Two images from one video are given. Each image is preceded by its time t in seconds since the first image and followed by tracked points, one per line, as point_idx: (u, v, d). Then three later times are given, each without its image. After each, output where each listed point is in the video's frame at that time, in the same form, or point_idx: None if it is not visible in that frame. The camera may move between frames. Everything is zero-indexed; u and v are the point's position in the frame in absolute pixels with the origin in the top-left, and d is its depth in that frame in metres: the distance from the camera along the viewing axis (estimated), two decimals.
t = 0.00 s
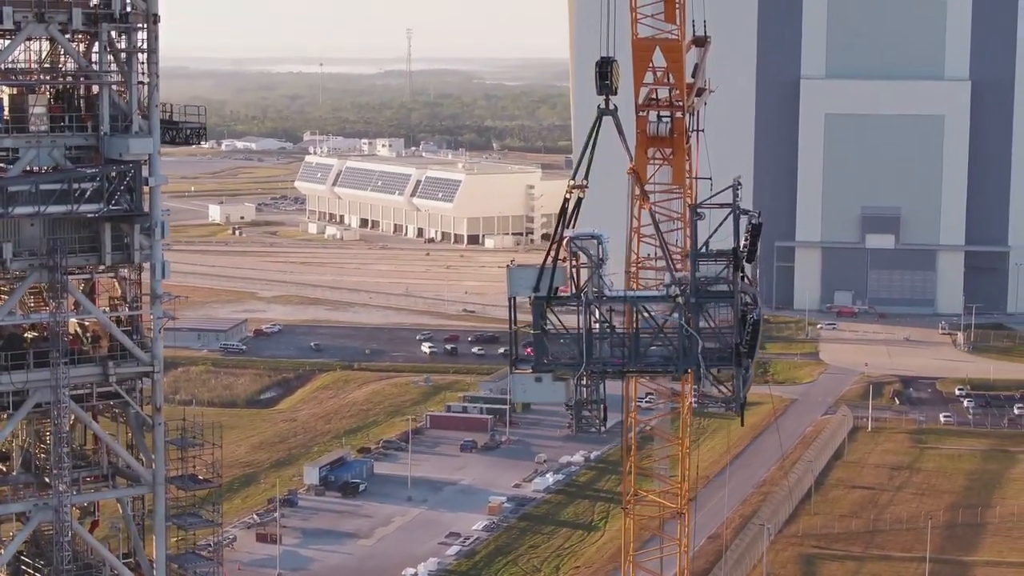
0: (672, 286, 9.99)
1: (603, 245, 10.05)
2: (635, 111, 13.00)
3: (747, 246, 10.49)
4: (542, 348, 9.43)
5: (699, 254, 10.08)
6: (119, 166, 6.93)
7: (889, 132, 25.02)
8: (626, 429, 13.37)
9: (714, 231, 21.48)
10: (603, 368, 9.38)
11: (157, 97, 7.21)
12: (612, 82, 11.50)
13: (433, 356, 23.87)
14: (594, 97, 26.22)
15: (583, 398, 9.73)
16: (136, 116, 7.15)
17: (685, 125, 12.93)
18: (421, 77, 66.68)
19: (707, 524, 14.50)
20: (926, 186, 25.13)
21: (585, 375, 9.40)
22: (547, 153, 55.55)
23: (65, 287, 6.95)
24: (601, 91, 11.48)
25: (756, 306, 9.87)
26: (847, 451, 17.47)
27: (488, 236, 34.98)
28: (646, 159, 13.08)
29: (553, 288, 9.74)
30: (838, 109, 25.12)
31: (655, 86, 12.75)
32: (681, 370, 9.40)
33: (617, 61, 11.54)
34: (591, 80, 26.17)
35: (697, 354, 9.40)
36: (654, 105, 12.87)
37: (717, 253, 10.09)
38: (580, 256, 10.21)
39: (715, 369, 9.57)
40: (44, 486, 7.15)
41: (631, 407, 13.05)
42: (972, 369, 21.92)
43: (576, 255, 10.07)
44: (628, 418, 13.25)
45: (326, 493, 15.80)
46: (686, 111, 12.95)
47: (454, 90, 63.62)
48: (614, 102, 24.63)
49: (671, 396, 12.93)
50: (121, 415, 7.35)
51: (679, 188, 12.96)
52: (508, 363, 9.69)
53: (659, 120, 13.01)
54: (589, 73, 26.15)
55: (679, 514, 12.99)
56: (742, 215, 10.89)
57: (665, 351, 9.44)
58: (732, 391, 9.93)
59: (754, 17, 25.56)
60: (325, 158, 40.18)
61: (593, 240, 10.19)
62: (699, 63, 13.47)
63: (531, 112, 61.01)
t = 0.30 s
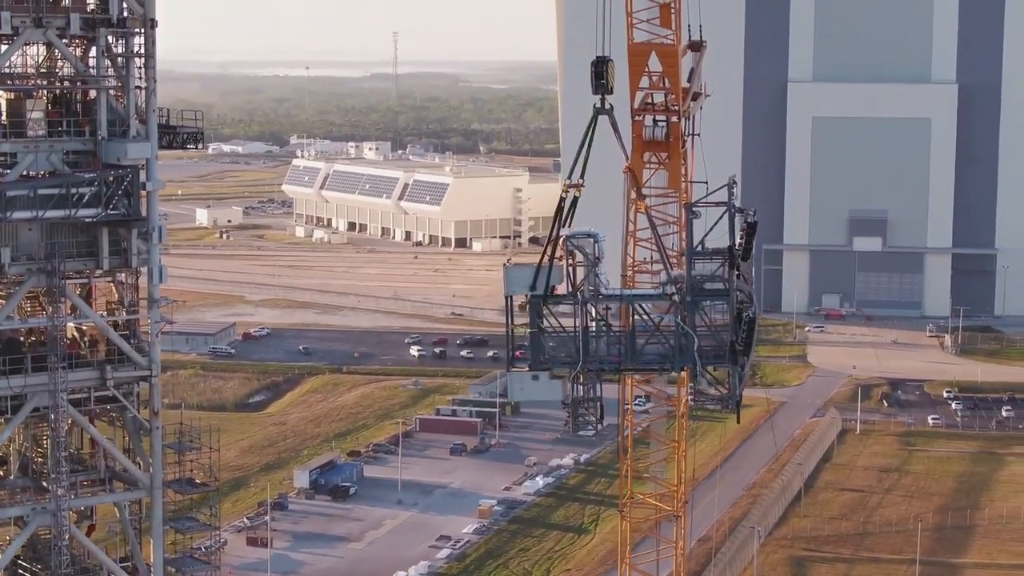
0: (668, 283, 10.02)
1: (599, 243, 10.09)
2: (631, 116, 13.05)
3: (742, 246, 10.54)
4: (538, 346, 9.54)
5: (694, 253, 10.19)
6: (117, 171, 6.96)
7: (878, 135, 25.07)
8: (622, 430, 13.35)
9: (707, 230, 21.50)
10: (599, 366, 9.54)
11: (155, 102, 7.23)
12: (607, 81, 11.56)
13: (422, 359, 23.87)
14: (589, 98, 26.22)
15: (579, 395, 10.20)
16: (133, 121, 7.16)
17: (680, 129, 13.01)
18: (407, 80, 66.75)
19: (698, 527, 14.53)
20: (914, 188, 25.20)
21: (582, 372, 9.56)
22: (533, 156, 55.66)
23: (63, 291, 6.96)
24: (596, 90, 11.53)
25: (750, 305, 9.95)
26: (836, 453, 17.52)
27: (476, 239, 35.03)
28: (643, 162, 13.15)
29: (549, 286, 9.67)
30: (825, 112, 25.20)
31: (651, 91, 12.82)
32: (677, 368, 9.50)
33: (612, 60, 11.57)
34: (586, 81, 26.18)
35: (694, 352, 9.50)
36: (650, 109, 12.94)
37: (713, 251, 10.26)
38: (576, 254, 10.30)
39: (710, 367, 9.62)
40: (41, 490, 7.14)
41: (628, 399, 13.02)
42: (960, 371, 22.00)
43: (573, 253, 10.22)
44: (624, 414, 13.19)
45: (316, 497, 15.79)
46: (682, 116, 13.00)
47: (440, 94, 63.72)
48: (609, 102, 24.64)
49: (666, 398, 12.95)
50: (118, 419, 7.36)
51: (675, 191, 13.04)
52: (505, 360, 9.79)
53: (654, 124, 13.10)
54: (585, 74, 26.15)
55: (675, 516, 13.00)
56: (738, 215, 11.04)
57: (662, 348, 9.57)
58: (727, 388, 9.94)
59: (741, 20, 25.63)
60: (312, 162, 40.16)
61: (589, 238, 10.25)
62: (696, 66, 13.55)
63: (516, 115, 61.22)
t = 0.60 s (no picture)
0: (664, 282, 10.20)
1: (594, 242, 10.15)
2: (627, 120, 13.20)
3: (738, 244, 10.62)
4: (536, 345, 9.71)
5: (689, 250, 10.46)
6: (115, 175, 6.96)
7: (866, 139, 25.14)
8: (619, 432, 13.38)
9: (700, 231, 21.52)
10: (595, 364, 9.66)
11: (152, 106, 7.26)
12: (604, 81, 11.58)
13: (411, 362, 23.87)
14: (585, 100, 26.18)
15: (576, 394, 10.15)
16: (131, 125, 7.19)
17: (676, 134, 13.14)
18: (395, 83, 66.79)
19: (689, 528, 14.56)
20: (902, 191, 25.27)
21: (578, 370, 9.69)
22: (520, 160, 55.73)
23: (61, 296, 6.95)
24: (592, 89, 11.57)
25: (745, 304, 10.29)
26: (826, 456, 17.57)
27: (465, 242, 35.05)
28: (638, 167, 13.22)
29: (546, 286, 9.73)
30: (814, 115, 25.26)
31: (647, 95, 12.95)
32: (673, 366, 9.71)
33: (608, 60, 11.61)
34: (581, 83, 26.16)
35: (690, 350, 9.72)
36: (646, 114, 13.06)
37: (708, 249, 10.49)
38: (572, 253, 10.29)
39: (706, 364, 9.96)
40: (39, 494, 7.17)
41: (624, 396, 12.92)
42: (949, 373, 22.07)
43: (569, 252, 10.20)
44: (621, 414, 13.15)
45: (307, 500, 15.79)
46: (677, 120, 13.18)
47: (428, 98, 63.74)
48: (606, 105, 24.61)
49: (663, 401, 12.98)
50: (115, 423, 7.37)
51: (672, 196, 13.02)
52: (502, 358, 9.98)
53: (650, 129, 13.23)
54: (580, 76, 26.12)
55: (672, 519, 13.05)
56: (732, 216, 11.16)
57: (658, 347, 9.72)
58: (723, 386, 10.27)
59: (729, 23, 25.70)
60: (301, 165, 40.12)
61: (586, 237, 10.24)
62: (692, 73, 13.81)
63: (504, 119, 61.29)
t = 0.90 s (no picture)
0: (663, 283, 10.20)
1: (594, 242, 10.22)
2: (626, 126, 13.22)
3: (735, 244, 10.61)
4: (535, 346, 9.76)
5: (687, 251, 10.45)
6: (116, 182, 6.99)
7: (859, 142, 25.18)
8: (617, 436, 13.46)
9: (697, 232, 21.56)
10: (594, 363, 9.68)
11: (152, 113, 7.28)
12: (602, 82, 11.67)
13: (404, 367, 23.88)
14: (585, 98, 26.19)
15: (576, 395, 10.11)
16: (131, 132, 7.22)
17: (675, 140, 13.22)
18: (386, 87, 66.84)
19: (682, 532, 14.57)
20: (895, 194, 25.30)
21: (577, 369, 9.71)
22: (511, 164, 55.77)
23: (62, 302, 6.97)
24: (591, 90, 11.64)
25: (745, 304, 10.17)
26: (819, 460, 17.60)
27: (457, 247, 35.07)
28: (637, 172, 13.31)
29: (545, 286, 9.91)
30: (807, 118, 25.34)
31: (645, 101, 13.04)
32: (672, 365, 9.71)
33: (607, 61, 11.69)
34: (580, 81, 26.16)
35: (688, 350, 9.71)
36: (645, 120, 13.13)
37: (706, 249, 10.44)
38: (572, 253, 10.33)
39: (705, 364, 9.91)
40: (39, 499, 7.25)
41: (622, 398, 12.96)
42: (940, 378, 22.12)
43: (568, 252, 10.26)
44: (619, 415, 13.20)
45: (301, 505, 15.79)
46: (676, 126, 13.24)
47: (418, 102, 63.85)
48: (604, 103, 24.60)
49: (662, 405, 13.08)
50: (115, 428, 7.39)
51: (670, 202, 13.06)
52: (503, 360, 10.04)
53: (649, 135, 13.29)
54: (579, 74, 26.14)
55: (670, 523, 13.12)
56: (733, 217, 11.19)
57: (657, 347, 9.73)
58: (721, 386, 10.40)
59: (721, 28, 25.83)
60: (292, 170, 40.09)
61: (585, 237, 10.28)
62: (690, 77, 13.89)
63: (494, 123, 61.52)
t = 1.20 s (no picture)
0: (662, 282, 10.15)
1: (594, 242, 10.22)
2: (625, 132, 13.37)
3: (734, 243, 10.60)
4: (534, 345, 9.79)
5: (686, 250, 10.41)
6: (117, 188, 7.02)
7: (851, 146, 25.25)
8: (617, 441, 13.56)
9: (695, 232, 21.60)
10: (593, 363, 9.69)
11: (154, 119, 7.29)
12: (601, 83, 11.72)
13: (396, 372, 23.89)
14: (583, 98, 26.18)
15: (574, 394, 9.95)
16: (132, 138, 7.21)
17: (673, 146, 13.33)
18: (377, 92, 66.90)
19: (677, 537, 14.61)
20: (887, 197, 25.38)
21: (575, 370, 9.70)
22: (503, 169, 55.83)
23: (63, 308, 6.99)
24: (590, 91, 11.69)
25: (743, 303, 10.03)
26: (812, 465, 17.63)
27: (449, 252, 35.13)
28: (637, 178, 13.40)
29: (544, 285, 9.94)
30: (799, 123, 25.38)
31: (645, 108, 13.17)
32: (671, 365, 9.74)
33: (606, 62, 11.75)
34: (578, 81, 26.16)
35: (687, 349, 9.75)
36: (644, 126, 13.26)
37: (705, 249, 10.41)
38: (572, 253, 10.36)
39: (703, 364, 9.89)
40: (40, 505, 7.22)
41: (622, 401, 13.10)
42: (932, 382, 22.17)
43: (568, 252, 10.28)
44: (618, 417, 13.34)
45: (295, 511, 15.79)
46: (675, 133, 13.34)
47: (409, 108, 63.94)
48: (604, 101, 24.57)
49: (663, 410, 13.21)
50: (115, 434, 7.40)
51: (668, 207, 13.20)
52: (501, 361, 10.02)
53: (648, 141, 13.41)
54: (577, 75, 26.14)
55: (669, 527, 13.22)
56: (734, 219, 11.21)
57: (656, 347, 9.79)
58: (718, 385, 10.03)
59: (713, 33, 25.86)
60: (284, 175, 40.08)
61: (584, 237, 10.32)
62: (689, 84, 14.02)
63: (486, 128, 61.71)
